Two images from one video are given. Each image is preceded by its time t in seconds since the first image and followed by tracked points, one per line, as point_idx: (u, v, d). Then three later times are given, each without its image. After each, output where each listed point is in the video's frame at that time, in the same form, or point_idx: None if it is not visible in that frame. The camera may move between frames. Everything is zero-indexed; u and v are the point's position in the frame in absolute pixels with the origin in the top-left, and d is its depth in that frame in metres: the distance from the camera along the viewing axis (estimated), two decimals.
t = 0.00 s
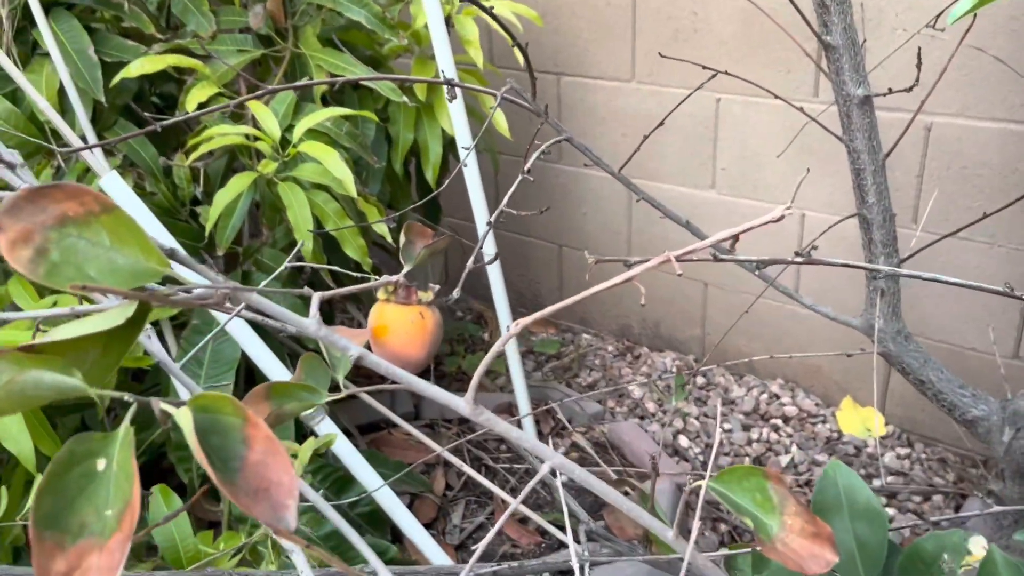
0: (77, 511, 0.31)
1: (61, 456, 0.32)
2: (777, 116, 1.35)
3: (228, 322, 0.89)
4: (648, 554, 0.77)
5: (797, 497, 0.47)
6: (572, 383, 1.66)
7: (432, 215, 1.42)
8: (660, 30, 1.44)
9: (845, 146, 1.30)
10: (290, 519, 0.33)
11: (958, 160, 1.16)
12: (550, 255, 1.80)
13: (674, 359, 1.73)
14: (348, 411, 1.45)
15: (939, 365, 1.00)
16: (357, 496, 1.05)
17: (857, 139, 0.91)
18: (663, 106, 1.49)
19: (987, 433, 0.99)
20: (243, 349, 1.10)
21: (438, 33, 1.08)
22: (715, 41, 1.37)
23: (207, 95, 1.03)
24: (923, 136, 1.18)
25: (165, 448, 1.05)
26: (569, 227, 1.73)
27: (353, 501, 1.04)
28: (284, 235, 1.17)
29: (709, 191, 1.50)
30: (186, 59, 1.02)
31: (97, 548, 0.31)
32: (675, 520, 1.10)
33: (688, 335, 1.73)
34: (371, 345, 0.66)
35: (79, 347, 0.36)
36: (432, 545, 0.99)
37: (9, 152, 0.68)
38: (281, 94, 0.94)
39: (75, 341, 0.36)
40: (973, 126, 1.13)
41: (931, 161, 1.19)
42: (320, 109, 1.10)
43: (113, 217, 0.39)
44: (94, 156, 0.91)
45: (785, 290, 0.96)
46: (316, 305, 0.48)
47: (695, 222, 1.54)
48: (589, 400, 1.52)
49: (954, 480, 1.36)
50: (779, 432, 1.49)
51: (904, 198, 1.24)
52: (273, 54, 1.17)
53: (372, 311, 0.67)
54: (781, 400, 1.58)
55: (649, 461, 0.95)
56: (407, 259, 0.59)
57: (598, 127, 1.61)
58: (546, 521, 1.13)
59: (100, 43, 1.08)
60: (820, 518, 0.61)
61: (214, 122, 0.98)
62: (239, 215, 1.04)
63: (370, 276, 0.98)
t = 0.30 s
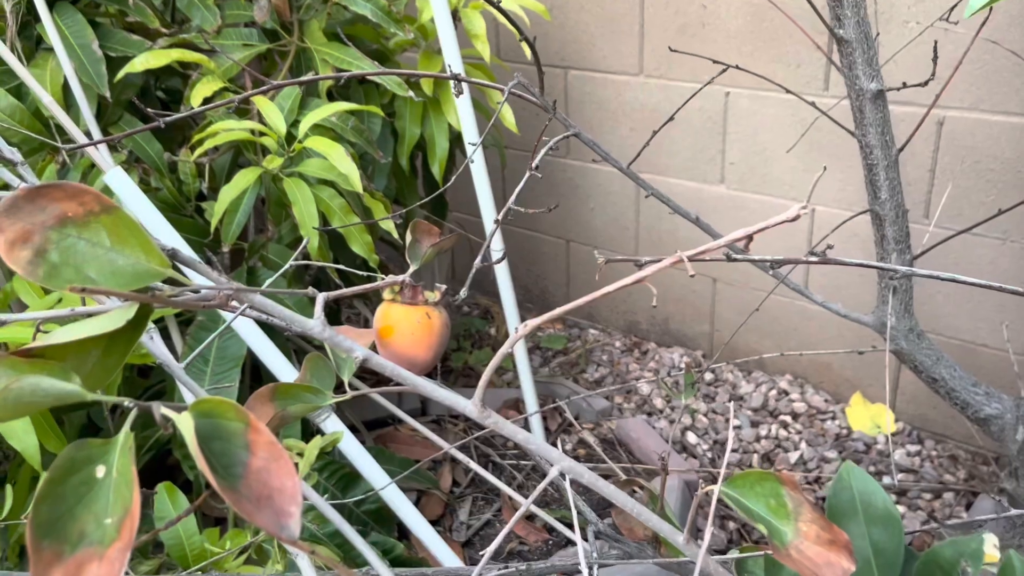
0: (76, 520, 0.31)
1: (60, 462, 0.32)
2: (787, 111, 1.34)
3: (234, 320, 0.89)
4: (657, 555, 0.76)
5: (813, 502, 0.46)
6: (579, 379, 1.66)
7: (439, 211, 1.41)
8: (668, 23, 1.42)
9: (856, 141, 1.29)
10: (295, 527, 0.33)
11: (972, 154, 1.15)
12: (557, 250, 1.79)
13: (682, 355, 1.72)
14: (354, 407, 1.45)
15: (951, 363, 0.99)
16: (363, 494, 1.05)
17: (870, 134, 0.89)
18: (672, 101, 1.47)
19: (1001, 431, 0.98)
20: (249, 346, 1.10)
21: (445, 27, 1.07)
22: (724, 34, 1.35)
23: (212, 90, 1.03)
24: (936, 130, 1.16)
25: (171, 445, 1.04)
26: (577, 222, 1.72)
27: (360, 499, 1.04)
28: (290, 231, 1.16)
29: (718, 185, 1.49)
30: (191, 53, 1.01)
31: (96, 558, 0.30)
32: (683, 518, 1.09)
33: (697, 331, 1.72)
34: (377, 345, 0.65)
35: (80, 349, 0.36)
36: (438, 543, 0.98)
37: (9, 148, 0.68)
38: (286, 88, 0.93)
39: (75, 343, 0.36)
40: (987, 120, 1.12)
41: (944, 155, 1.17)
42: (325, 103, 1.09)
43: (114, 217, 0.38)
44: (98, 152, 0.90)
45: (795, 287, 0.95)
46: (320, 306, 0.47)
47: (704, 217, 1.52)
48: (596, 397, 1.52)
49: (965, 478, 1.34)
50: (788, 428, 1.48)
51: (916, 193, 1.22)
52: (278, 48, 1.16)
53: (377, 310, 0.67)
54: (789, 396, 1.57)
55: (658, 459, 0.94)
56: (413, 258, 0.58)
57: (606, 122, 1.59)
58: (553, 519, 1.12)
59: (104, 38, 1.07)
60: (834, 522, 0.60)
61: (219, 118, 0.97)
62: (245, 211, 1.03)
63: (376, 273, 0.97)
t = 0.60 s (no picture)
0: (80, 507, 0.30)
1: (62, 447, 0.31)
2: (799, 92, 1.32)
3: (242, 305, 0.88)
4: (669, 540, 0.75)
5: (834, 489, 0.45)
6: (588, 364, 1.65)
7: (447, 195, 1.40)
8: (679, 4, 1.40)
9: (870, 123, 1.27)
10: (304, 514, 0.32)
11: (988, 136, 1.12)
12: (566, 235, 1.77)
13: (692, 340, 1.70)
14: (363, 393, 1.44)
15: (967, 347, 0.97)
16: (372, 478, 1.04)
17: (886, 114, 0.87)
18: (682, 83, 1.45)
19: (1017, 416, 0.96)
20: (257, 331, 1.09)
21: (453, 7, 1.05)
22: (736, 15, 1.33)
23: (217, 72, 1.02)
24: (950, 113, 1.14)
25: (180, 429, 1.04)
26: (586, 206, 1.70)
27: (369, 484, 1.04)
28: (298, 215, 1.15)
29: (729, 168, 1.47)
30: (197, 35, 1.00)
31: (102, 545, 0.29)
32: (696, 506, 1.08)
33: (707, 315, 1.70)
34: (387, 329, 0.64)
35: (84, 332, 0.35)
36: (448, 529, 0.98)
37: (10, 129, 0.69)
38: (293, 69, 0.92)
39: (80, 326, 0.35)
40: (1004, 101, 1.09)
41: (959, 137, 1.15)
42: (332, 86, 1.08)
43: (118, 197, 0.37)
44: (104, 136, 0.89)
45: (808, 271, 0.94)
46: (329, 290, 0.46)
47: (715, 201, 1.51)
48: (605, 382, 1.51)
49: (978, 463, 1.33)
50: (798, 413, 1.47)
51: (930, 176, 1.20)
52: (285, 30, 1.15)
53: (387, 293, 0.66)
54: (800, 380, 1.56)
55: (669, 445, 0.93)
56: (423, 240, 0.57)
57: (615, 105, 1.57)
58: (562, 505, 1.12)
59: (110, 20, 1.06)
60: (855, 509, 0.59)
61: (225, 101, 0.96)
62: (252, 195, 1.03)
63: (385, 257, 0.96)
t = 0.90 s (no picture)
0: (75, 514, 0.30)
1: (58, 456, 0.30)
2: (806, 85, 1.30)
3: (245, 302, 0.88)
4: (675, 539, 0.75)
5: (841, 491, 0.44)
6: (594, 359, 1.64)
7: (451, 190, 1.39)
8: None
9: (877, 116, 1.25)
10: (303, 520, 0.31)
11: (997, 128, 1.11)
12: (571, 229, 1.76)
13: (698, 334, 1.69)
14: (367, 388, 1.44)
15: (976, 342, 0.96)
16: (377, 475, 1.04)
17: (894, 108, 0.86)
18: (687, 76, 1.44)
19: None
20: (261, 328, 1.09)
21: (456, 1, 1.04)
22: (741, 6, 1.32)
23: (219, 67, 1.01)
24: (958, 106, 1.13)
25: (184, 427, 1.04)
26: (591, 200, 1.69)
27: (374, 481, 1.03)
28: (301, 211, 1.15)
29: (735, 162, 1.46)
30: (198, 30, 1.00)
31: (97, 552, 0.29)
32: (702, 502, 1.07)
33: (713, 310, 1.69)
34: (388, 328, 0.64)
35: (80, 335, 0.35)
36: (454, 526, 0.97)
37: (8, 124, 0.69)
38: (294, 64, 0.91)
39: (75, 327, 0.34)
40: (1014, 94, 1.08)
41: (968, 130, 1.14)
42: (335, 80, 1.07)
43: (114, 197, 0.36)
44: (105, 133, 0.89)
45: (815, 266, 0.93)
46: (330, 289, 0.46)
47: (721, 195, 1.49)
48: (610, 377, 1.50)
49: (986, 458, 1.32)
50: (805, 408, 1.46)
51: (939, 169, 1.19)
52: (287, 24, 1.14)
53: (388, 292, 0.65)
54: (807, 375, 1.55)
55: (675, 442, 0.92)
56: (425, 239, 0.56)
57: (620, 98, 1.56)
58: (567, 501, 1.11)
59: (111, 15, 1.06)
60: (863, 511, 0.58)
61: (227, 97, 0.95)
62: (255, 191, 1.02)
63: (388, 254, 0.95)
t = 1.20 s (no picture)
0: (87, 490, 0.31)
1: (69, 434, 0.32)
2: (805, 76, 1.31)
3: (248, 292, 0.89)
4: (673, 524, 0.76)
5: (828, 470, 0.46)
6: (595, 350, 1.65)
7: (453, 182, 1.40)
8: None
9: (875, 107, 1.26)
10: (304, 496, 0.33)
11: (995, 119, 1.12)
12: (573, 221, 1.77)
13: (698, 325, 1.70)
14: (371, 379, 1.46)
15: (972, 331, 0.97)
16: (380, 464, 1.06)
17: (889, 98, 0.87)
18: (687, 68, 1.45)
19: (1022, 399, 0.96)
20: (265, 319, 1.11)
21: None
22: None
23: (222, 61, 1.02)
24: (956, 97, 1.14)
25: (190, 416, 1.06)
26: (592, 192, 1.70)
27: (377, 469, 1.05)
28: (304, 203, 1.16)
29: (735, 153, 1.46)
30: (201, 23, 1.01)
31: (108, 526, 0.30)
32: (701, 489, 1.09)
33: (713, 300, 1.70)
34: (388, 315, 0.65)
35: (89, 319, 0.36)
36: (455, 513, 0.99)
37: (17, 119, 0.70)
38: (295, 57, 0.92)
39: (84, 313, 0.36)
40: (1011, 84, 1.09)
41: (966, 120, 1.14)
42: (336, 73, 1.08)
43: (122, 186, 0.38)
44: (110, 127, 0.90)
45: (813, 256, 0.94)
46: (331, 276, 0.47)
47: (721, 186, 1.50)
48: (611, 367, 1.52)
49: (984, 447, 1.33)
50: (805, 398, 1.47)
51: (937, 160, 1.20)
52: (289, 17, 1.15)
53: (388, 279, 0.66)
54: (807, 365, 1.56)
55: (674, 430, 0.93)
56: (424, 227, 0.57)
57: (620, 90, 1.57)
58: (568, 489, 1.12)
59: (115, 9, 1.07)
60: (851, 492, 0.60)
61: (229, 90, 0.97)
62: (258, 183, 1.03)
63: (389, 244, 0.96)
